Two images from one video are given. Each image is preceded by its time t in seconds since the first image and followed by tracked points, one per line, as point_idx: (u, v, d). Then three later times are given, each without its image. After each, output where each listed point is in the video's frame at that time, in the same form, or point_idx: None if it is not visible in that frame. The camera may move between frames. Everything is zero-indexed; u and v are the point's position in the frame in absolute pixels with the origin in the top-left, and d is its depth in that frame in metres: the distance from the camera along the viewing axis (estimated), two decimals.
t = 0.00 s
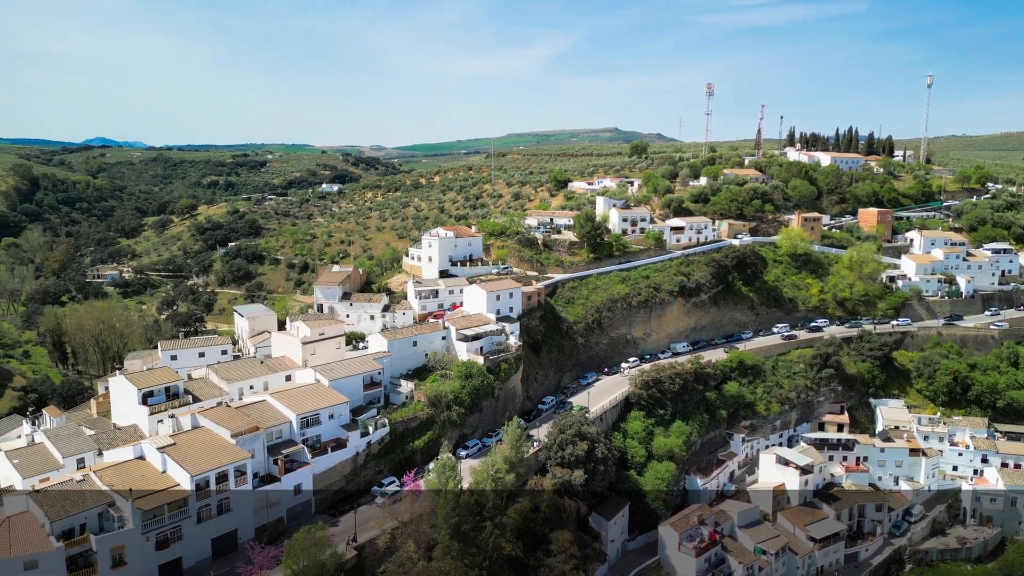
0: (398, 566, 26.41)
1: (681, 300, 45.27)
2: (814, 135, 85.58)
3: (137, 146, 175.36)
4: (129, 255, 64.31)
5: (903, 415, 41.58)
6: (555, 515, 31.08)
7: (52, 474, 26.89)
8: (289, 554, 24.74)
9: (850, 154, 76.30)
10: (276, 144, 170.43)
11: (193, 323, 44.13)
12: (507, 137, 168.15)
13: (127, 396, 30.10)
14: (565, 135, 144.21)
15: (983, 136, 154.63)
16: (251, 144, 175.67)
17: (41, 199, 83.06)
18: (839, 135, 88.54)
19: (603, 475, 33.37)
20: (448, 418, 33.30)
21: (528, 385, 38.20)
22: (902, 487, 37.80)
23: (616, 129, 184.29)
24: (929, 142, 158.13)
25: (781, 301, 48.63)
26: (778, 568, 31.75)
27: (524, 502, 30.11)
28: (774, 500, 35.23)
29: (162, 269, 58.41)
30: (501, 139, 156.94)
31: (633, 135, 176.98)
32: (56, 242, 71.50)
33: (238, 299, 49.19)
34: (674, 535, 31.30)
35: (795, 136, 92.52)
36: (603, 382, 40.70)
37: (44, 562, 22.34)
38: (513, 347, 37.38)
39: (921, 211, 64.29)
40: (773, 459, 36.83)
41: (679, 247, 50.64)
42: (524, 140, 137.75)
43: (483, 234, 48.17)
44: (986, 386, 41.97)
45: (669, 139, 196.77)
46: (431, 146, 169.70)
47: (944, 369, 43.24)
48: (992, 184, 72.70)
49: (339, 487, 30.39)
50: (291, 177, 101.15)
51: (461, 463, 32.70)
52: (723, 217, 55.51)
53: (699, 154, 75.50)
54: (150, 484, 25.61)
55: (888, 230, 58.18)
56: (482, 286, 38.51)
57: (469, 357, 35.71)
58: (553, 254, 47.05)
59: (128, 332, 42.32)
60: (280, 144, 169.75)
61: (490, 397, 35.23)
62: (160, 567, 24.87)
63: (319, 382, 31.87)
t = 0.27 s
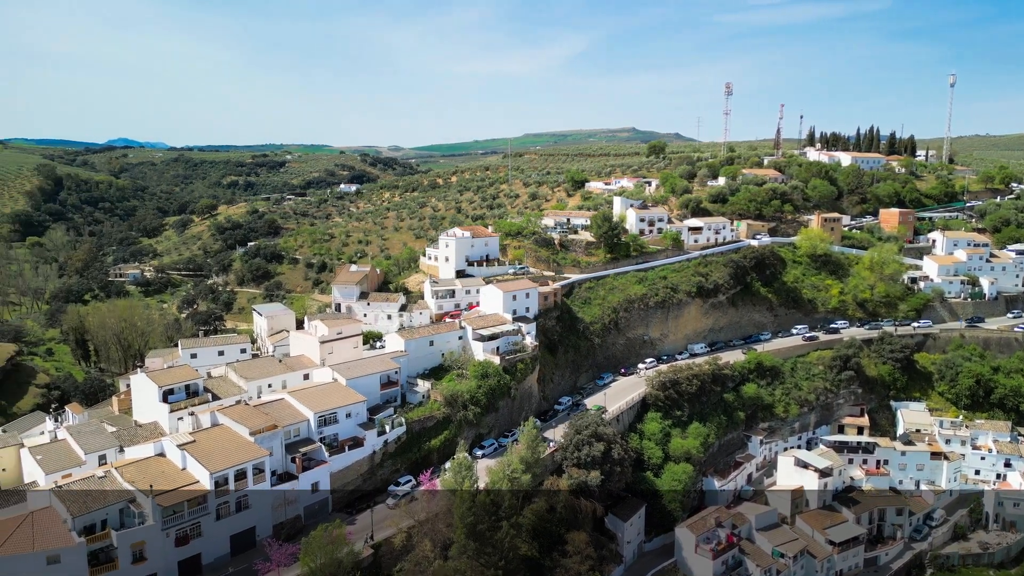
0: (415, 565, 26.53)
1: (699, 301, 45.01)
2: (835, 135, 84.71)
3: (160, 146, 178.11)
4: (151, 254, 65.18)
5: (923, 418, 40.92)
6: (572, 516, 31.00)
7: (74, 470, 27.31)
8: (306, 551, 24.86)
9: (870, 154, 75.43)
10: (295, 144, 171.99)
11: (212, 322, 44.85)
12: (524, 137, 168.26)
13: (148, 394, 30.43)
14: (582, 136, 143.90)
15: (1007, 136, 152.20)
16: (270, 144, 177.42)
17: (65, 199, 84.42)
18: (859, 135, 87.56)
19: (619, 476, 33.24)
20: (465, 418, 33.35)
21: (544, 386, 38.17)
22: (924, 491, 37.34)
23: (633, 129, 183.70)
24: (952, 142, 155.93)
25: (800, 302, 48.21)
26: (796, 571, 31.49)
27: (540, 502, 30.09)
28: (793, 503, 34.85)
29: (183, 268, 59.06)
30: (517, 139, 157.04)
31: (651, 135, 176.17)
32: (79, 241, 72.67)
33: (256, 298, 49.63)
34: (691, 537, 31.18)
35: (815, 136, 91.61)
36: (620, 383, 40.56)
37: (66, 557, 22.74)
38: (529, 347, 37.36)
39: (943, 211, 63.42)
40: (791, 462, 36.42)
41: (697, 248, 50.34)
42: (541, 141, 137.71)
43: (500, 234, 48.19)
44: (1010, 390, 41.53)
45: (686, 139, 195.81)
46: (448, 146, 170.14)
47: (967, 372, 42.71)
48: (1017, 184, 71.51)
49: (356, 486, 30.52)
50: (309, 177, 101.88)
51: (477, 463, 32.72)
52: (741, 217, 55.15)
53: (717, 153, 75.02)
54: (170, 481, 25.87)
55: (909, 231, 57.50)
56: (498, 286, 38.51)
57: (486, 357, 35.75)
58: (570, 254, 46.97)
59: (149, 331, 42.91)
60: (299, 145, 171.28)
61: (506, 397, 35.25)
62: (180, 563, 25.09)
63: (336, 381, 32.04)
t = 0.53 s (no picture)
0: (430, 565, 26.94)
1: (717, 302, 44.72)
2: (856, 135, 83.77)
3: (181, 147, 180.54)
4: (171, 253, 65.97)
5: (946, 421, 40.61)
6: (588, 516, 30.90)
7: (96, 466, 27.70)
8: (323, 549, 25.02)
9: (892, 154, 74.52)
10: (313, 145, 173.33)
11: (231, 321, 45.35)
12: (541, 137, 168.20)
13: (168, 391, 30.76)
14: (599, 136, 143.47)
15: None
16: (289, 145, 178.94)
17: (88, 199, 85.72)
18: (881, 134, 86.53)
19: (636, 477, 33.11)
20: (481, 418, 33.39)
21: (561, 386, 38.13)
22: (946, 496, 36.72)
23: (650, 129, 182.97)
24: (976, 142, 153.62)
25: (820, 303, 47.74)
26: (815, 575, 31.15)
27: (556, 503, 30.08)
28: (811, 506, 34.54)
29: (203, 267, 59.68)
30: (534, 139, 157.05)
31: (669, 134, 175.29)
32: (102, 240, 73.75)
33: (275, 297, 50.01)
34: (707, 539, 30.97)
35: (836, 135, 90.66)
36: (637, 384, 40.39)
37: (88, 552, 23.04)
38: (546, 347, 37.32)
39: (966, 212, 62.54)
40: (810, 464, 35.99)
41: (715, 248, 49.99)
42: (558, 141, 137.57)
43: (517, 234, 48.19)
44: None
45: (704, 139, 194.68)
46: (465, 146, 170.42)
47: (990, 374, 42.13)
48: None
49: (373, 485, 30.66)
50: (326, 178, 102.56)
51: (493, 463, 32.73)
52: (760, 218, 54.73)
53: (736, 153, 74.45)
54: (189, 477, 26.12)
55: (932, 231, 56.79)
56: (515, 286, 38.49)
57: (502, 357, 35.77)
58: (587, 255, 46.85)
59: (170, 329, 43.33)
60: (317, 145, 172.58)
61: (523, 397, 35.24)
62: (199, 559, 25.41)
63: (354, 380, 32.19)
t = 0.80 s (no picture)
0: (447, 564, 26.94)
1: (735, 302, 44.40)
2: (877, 135, 82.81)
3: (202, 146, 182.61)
4: (192, 252, 66.69)
5: (969, 424, 40.26)
6: (604, 517, 30.74)
7: (118, 462, 28.04)
8: (340, 547, 25.14)
9: (914, 154, 73.61)
10: (332, 146, 174.65)
11: (250, 320, 45.64)
12: (558, 137, 168.10)
13: (188, 389, 31.07)
14: (617, 136, 142.95)
15: None
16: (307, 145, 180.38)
17: (110, 199, 86.94)
18: (903, 134, 85.51)
19: (653, 479, 32.97)
20: (498, 417, 33.40)
21: (577, 386, 38.06)
22: (966, 500, 36.13)
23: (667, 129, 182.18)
24: (1000, 141, 151.38)
25: (840, 304, 47.25)
26: None
27: (572, 503, 29.97)
28: (831, 509, 34.21)
29: (223, 266, 60.25)
30: (552, 139, 156.99)
31: (686, 134, 174.50)
32: (124, 239, 74.77)
33: (294, 297, 50.36)
34: (725, 542, 30.74)
35: (857, 135, 89.67)
36: (653, 385, 40.19)
37: (108, 547, 23.32)
38: (562, 347, 37.26)
39: (990, 212, 61.61)
40: (830, 467, 35.70)
41: (733, 248, 49.63)
42: (575, 140, 137.40)
43: (534, 234, 48.16)
44: None
45: (722, 139, 193.53)
46: (482, 146, 170.55)
47: (1014, 377, 41.44)
48: None
49: (390, 483, 30.77)
50: (344, 178, 103.19)
51: (509, 463, 32.72)
52: (779, 218, 54.29)
53: (755, 153, 73.87)
54: (209, 475, 26.36)
55: (955, 232, 56.04)
56: (532, 286, 38.46)
57: (519, 357, 35.76)
58: (604, 255, 46.68)
59: (190, 328, 43.71)
60: (335, 146, 173.85)
61: (539, 397, 35.21)
62: (218, 555, 25.64)
63: (371, 379, 32.34)
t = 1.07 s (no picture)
0: (463, 563, 26.74)
1: (754, 304, 44.07)
2: (899, 135, 81.85)
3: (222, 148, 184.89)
4: (212, 252, 67.42)
5: (991, 428, 39.30)
6: (620, 519, 30.63)
7: (138, 459, 28.27)
8: (357, 546, 25.25)
9: (937, 154, 72.67)
10: (351, 146, 176.19)
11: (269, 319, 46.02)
12: (576, 138, 167.96)
13: (208, 387, 31.38)
14: (634, 136, 142.33)
15: None
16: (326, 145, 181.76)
17: (132, 198, 88.12)
18: (925, 134, 84.47)
19: (669, 480, 32.81)
20: (514, 417, 33.40)
21: (594, 387, 37.98)
22: (989, 505, 35.71)
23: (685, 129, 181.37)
24: None
25: (860, 306, 46.75)
26: None
27: (588, 504, 29.88)
28: (851, 513, 33.67)
29: (242, 265, 60.83)
30: (569, 139, 156.86)
31: (704, 135, 173.70)
32: (146, 239, 75.75)
33: (312, 296, 50.71)
34: (743, 545, 30.56)
35: (879, 135, 88.68)
36: (671, 386, 40.01)
37: (129, 543, 23.58)
38: (579, 347, 37.19)
39: (1015, 213, 60.65)
40: (849, 470, 35.41)
41: (752, 249, 49.26)
42: (593, 140, 137.11)
43: (551, 234, 48.12)
44: None
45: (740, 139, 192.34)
46: (499, 146, 170.62)
47: None
48: None
49: (406, 483, 30.88)
50: (362, 178, 103.76)
51: (525, 463, 32.71)
52: (798, 219, 53.86)
53: (775, 153, 73.28)
54: (228, 472, 26.57)
55: (978, 233, 55.23)
56: (548, 286, 38.43)
57: (535, 357, 35.76)
58: (621, 255, 46.55)
59: (210, 326, 44.20)
60: (354, 146, 175.30)
61: (556, 397, 35.18)
62: (236, 552, 25.84)
63: (388, 378, 32.48)
